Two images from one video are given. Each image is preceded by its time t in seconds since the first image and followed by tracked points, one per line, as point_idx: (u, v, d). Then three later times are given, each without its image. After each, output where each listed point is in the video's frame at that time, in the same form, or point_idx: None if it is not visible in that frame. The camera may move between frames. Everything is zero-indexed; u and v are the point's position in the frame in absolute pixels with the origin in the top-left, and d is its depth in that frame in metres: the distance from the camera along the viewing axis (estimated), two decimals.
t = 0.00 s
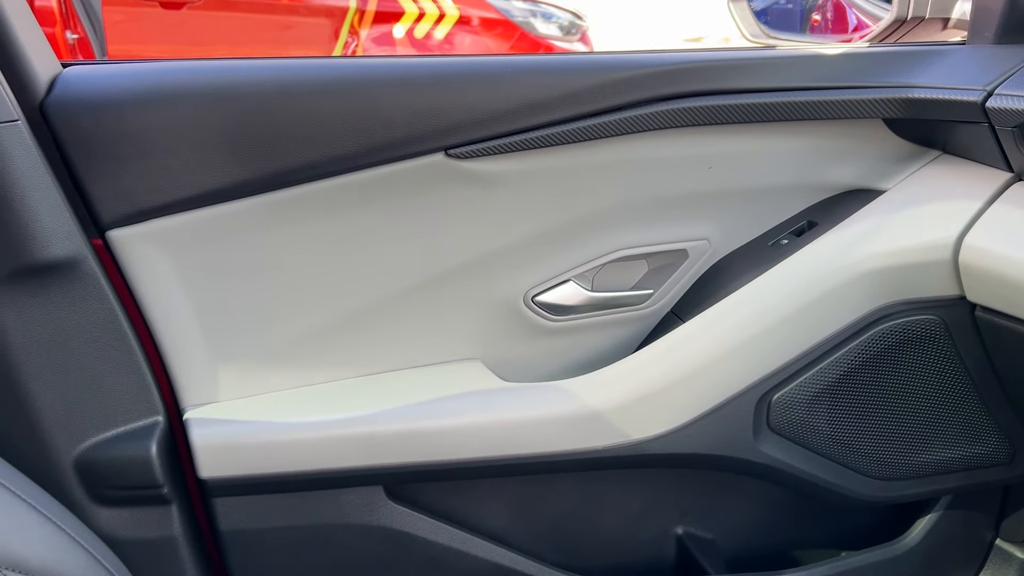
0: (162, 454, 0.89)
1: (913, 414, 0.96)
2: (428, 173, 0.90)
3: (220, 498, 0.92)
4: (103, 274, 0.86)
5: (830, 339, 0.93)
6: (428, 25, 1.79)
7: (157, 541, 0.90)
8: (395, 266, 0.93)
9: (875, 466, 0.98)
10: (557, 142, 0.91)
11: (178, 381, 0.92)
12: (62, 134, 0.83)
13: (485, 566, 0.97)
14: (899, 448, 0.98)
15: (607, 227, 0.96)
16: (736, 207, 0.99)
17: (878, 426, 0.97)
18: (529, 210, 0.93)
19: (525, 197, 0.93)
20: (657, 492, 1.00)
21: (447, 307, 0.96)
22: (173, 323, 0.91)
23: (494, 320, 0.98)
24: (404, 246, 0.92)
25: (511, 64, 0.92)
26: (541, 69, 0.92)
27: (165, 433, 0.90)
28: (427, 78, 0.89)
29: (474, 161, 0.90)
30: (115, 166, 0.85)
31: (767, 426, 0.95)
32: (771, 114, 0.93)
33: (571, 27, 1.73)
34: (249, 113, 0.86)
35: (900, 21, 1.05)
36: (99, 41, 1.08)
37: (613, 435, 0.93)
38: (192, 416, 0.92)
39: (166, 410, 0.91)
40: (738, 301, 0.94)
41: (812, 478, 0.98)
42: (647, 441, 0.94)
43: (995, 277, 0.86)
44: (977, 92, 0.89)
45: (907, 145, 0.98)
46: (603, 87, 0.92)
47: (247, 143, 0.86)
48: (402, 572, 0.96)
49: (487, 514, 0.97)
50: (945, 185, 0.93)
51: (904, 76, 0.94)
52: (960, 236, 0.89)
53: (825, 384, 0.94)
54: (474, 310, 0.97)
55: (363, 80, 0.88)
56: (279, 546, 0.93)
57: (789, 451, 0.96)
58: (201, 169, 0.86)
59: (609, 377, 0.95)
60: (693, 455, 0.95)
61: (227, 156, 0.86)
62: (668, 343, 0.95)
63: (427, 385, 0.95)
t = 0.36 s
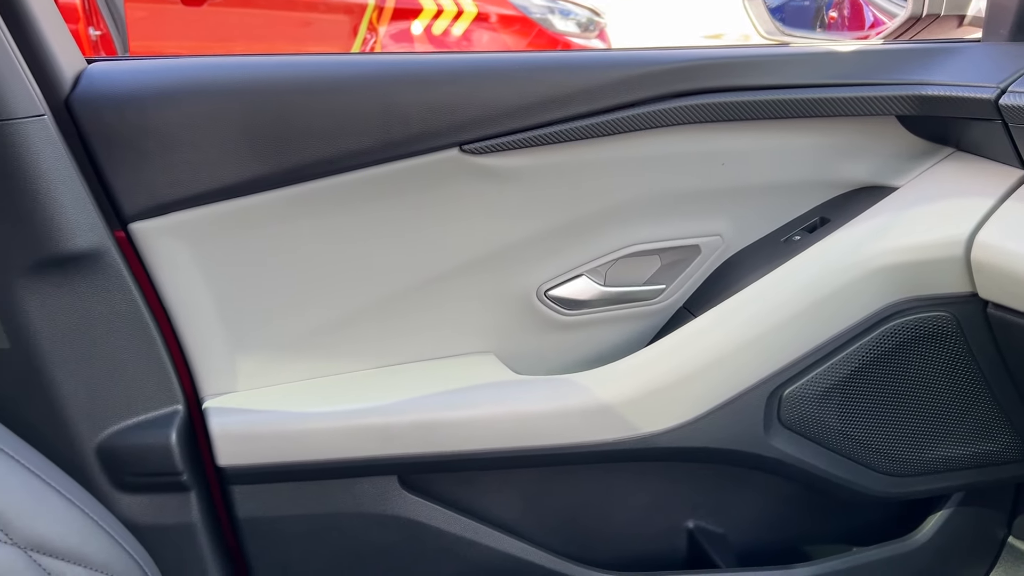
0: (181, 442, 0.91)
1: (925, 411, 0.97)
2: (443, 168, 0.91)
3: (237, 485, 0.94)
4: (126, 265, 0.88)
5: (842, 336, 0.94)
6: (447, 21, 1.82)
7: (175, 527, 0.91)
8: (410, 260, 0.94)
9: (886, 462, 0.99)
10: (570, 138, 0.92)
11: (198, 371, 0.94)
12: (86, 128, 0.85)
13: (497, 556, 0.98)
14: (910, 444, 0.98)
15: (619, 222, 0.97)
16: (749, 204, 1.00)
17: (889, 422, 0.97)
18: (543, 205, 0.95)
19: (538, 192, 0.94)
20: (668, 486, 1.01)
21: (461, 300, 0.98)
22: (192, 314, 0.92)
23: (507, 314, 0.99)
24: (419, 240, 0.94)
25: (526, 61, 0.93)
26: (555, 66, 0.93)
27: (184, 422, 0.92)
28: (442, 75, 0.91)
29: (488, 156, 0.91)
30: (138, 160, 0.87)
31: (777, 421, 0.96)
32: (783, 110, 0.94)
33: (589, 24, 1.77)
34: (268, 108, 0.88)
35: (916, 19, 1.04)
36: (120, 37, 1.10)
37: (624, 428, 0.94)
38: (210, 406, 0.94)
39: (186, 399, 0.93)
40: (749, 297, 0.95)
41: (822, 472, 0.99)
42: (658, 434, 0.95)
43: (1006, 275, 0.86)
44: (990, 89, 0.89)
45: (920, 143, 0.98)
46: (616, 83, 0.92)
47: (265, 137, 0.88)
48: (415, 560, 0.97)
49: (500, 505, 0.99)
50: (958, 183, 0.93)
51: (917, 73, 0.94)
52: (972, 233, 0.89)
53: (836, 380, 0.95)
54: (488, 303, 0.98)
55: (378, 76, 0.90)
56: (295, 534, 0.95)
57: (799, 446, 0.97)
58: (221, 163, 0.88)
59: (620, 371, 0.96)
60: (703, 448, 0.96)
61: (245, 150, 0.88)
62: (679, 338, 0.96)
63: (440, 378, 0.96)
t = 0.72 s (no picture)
0: (199, 430, 0.92)
1: (934, 406, 0.97)
2: (456, 162, 0.92)
3: (253, 472, 0.95)
4: (146, 256, 0.90)
5: (851, 330, 0.94)
6: (463, 17, 1.76)
7: (193, 513, 0.93)
8: (424, 252, 0.96)
9: (895, 456, 1.00)
10: (582, 133, 0.93)
11: (216, 360, 0.96)
12: (108, 121, 0.87)
13: (508, 545, 0.99)
14: (919, 439, 0.99)
15: (631, 216, 0.98)
16: (760, 199, 1.01)
17: (898, 416, 0.98)
18: (555, 199, 0.96)
19: (550, 186, 0.95)
20: (678, 478, 1.02)
21: (474, 293, 0.99)
22: (210, 304, 0.94)
23: (519, 307, 1.01)
24: (432, 234, 0.95)
25: (539, 56, 0.94)
26: (567, 62, 0.94)
27: (201, 409, 0.94)
28: (456, 70, 0.92)
29: (501, 151, 0.92)
30: (158, 153, 0.88)
31: (786, 414, 0.97)
32: (794, 106, 0.95)
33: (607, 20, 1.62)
34: (284, 103, 0.89)
35: (929, 14, 1.05)
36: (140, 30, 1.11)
37: (633, 420, 0.96)
38: (227, 394, 0.96)
39: (204, 387, 0.95)
40: (759, 291, 0.96)
41: (831, 466, 1.00)
42: (667, 426, 0.96)
43: (1015, 270, 0.86)
44: (1001, 85, 0.89)
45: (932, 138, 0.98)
46: (628, 79, 0.93)
47: (281, 131, 0.90)
48: (428, 549, 0.99)
49: (512, 495, 1.00)
50: (969, 179, 0.93)
51: (929, 69, 0.95)
52: (983, 228, 0.89)
53: (846, 375, 0.96)
54: (500, 296, 1.00)
55: (393, 71, 0.91)
56: (310, 521, 0.96)
57: (808, 439, 0.98)
58: (238, 156, 0.89)
59: (630, 364, 0.97)
60: (712, 441, 0.97)
61: (262, 144, 0.89)
62: (689, 331, 0.97)
63: (453, 369, 0.98)
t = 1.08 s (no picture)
0: (214, 416, 0.94)
1: (945, 398, 0.97)
2: (468, 153, 0.93)
3: (268, 458, 0.97)
4: (163, 244, 0.92)
5: (862, 322, 0.95)
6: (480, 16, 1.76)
7: (210, 497, 0.95)
8: (437, 243, 0.97)
9: (904, 449, 1.00)
10: (594, 124, 0.93)
11: (231, 348, 0.97)
12: (128, 111, 0.88)
13: (519, 533, 1.00)
14: (929, 432, 0.99)
15: (642, 208, 0.99)
16: (771, 191, 1.01)
17: (908, 409, 0.98)
18: (566, 190, 0.96)
19: (562, 177, 0.96)
20: (688, 468, 1.03)
21: (486, 283, 1.00)
22: (227, 292, 0.96)
23: (531, 297, 1.01)
24: (445, 224, 0.96)
25: (551, 48, 0.95)
26: (580, 54, 0.94)
27: (217, 395, 0.95)
28: (469, 61, 0.92)
29: (513, 142, 0.93)
30: (176, 143, 0.90)
31: (796, 406, 0.98)
32: (806, 98, 0.95)
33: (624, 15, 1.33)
34: (299, 93, 0.90)
35: (944, 7, 1.07)
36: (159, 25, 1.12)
37: (643, 410, 0.96)
38: (243, 381, 0.97)
39: (219, 374, 0.96)
40: (770, 283, 0.96)
41: (841, 458, 1.00)
42: (677, 416, 0.97)
43: None
44: (1014, 77, 0.90)
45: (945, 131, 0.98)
46: (640, 71, 0.94)
47: (296, 122, 0.91)
48: (440, 536, 1.00)
49: (524, 483, 1.01)
50: (981, 171, 0.93)
51: (941, 61, 0.94)
52: (995, 219, 0.90)
53: (856, 367, 0.96)
54: (512, 287, 1.00)
55: (407, 63, 0.92)
56: (324, 507, 0.98)
57: (817, 431, 0.99)
58: (255, 146, 0.91)
59: (641, 354, 0.98)
60: (721, 431, 0.98)
61: (278, 134, 0.91)
62: (700, 322, 0.97)
63: (465, 358, 0.99)
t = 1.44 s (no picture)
0: (224, 402, 0.96)
1: (949, 391, 0.98)
2: (474, 145, 0.94)
3: (276, 445, 0.98)
4: (174, 234, 0.93)
5: (865, 315, 0.95)
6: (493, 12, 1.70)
7: (219, 482, 0.97)
8: (443, 233, 0.98)
9: (908, 441, 1.00)
10: (598, 117, 0.94)
11: (240, 336, 0.99)
12: (139, 103, 0.90)
13: (524, 521, 1.02)
14: (933, 424, 1.00)
15: (646, 200, 0.99)
16: (776, 185, 1.01)
17: (912, 401, 0.99)
18: (571, 182, 0.97)
19: (567, 169, 0.97)
20: (691, 458, 1.04)
21: (492, 274, 1.01)
22: (237, 281, 0.97)
23: (536, 289, 1.02)
24: (451, 215, 0.97)
25: (557, 42, 0.96)
26: (585, 47, 0.95)
27: (226, 382, 0.97)
28: (475, 54, 0.94)
29: (518, 134, 0.94)
30: (187, 134, 0.91)
31: (799, 397, 0.98)
32: (810, 91, 0.95)
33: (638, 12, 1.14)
34: (307, 86, 0.92)
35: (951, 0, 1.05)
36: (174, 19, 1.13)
37: (646, 400, 0.97)
38: (252, 368, 0.99)
39: (229, 361, 0.98)
40: (773, 275, 0.97)
41: (844, 450, 1.01)
42: (679, 407, 0.98)
43: None
44: (1017, 71, 0.90)
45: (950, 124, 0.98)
46: (644, 64, 0.94)
47: (304, 113, 0.92)
48: (445, 524, 1.01)
49: (527, 472, 1.02)
50: (987, 165, 0.93)
51: (946, 55, 0.95)
52: (999, 213, 0.90)
53: (859, 359, 0.97)
54: (517, 277, 1.02)
55: (414, 56, 0.93)
56: (332, 491, 1.00)
57: (821, 422, 0.99)
58: (264, 137, 0.92)
59: (645, 344, 0.99)
60: (724, 422, 0.99)
61: (286, 126, 0.92)
62: (703, 314, 0.98)
63: (470, 347, 1.00)
